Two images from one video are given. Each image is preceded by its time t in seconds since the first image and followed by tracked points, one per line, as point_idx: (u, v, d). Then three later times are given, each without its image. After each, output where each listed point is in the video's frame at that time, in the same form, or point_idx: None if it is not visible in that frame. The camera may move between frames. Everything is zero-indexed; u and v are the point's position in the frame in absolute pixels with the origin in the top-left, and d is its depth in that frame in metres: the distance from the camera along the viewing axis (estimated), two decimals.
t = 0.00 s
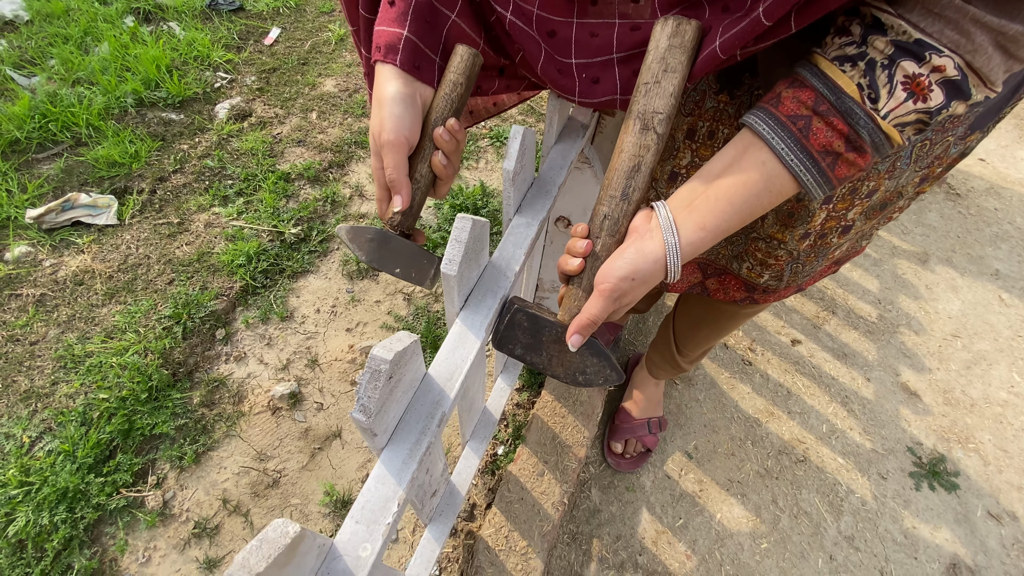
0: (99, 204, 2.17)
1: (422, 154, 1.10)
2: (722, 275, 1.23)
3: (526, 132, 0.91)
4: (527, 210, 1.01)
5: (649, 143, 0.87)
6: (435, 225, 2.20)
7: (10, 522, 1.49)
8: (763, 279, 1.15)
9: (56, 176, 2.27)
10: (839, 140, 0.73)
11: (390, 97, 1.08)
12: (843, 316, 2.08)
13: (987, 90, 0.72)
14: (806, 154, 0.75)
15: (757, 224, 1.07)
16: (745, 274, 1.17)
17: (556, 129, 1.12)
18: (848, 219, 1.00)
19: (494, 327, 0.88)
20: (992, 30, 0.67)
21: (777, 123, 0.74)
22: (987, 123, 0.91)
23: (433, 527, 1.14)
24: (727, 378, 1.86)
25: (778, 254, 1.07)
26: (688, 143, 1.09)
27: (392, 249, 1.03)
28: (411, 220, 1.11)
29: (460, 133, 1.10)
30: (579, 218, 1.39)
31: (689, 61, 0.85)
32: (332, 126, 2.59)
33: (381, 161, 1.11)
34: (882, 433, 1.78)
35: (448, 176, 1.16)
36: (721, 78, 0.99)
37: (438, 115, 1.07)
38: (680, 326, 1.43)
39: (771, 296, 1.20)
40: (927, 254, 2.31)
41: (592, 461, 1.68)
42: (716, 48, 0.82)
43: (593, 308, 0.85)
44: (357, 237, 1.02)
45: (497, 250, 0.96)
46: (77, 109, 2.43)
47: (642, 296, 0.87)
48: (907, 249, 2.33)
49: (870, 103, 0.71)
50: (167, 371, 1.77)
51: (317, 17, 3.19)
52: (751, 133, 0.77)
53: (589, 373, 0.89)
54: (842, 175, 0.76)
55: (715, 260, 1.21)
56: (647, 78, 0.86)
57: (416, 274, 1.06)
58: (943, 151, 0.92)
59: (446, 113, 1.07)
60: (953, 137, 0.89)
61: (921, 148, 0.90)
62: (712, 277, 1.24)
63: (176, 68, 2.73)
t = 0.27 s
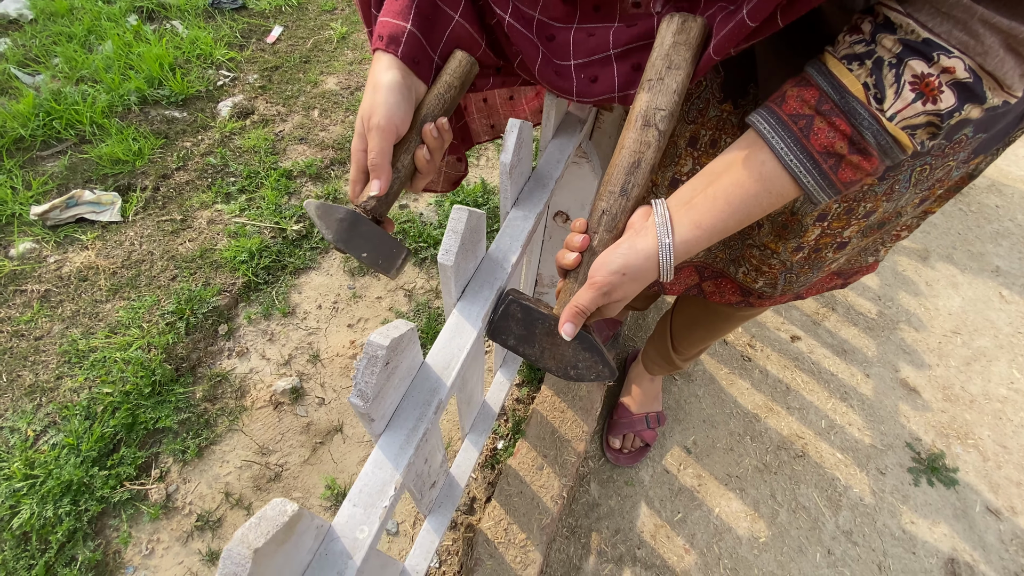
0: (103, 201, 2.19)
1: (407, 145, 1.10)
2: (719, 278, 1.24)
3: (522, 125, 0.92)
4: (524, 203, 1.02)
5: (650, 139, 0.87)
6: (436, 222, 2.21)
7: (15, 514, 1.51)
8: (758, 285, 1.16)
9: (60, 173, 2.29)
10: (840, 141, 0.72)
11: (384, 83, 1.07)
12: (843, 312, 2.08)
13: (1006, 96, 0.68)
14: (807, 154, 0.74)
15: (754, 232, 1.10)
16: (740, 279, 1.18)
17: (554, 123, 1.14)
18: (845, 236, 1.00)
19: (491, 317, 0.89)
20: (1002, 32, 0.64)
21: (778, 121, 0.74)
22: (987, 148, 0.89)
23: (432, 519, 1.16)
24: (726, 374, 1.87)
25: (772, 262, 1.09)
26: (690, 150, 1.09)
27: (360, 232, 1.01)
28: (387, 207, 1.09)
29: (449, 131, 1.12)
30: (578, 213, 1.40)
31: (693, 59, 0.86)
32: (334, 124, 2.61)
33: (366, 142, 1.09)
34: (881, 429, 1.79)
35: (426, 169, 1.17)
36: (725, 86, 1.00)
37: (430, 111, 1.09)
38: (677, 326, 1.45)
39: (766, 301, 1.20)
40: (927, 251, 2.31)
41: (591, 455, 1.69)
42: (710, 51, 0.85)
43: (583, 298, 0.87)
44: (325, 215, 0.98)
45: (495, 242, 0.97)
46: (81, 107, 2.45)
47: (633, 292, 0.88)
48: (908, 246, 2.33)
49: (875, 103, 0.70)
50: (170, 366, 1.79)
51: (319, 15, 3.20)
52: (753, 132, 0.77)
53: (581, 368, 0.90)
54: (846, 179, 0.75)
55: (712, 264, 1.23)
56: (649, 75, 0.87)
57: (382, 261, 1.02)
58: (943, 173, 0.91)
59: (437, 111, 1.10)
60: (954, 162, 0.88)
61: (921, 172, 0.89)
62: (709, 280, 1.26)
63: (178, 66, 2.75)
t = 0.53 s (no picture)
0: (108, 196, 2.20)
1: (399, 141, 1.11)
2: (717, 275, 1.26)
3: (523, 116, 0.93)
4: (524, 193, 1.03)
5: (651, 126, 0.89)
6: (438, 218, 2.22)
7: (21, 505, 1.53)
8: (754, 283, 1.16)
9: (65, 169, 2.31)
10: (838, 122, 0.73)
11: (377, 81, 1.10)
12: (844, 308, 2.08)
13: (1005, 80, 0.67)
14: (805, 136, 0.75)
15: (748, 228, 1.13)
16: (737, 276, 1.20)
17: (554, 115, 1.14)
18: (839, 236, 1.01)
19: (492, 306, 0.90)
20: (995, 14, 0.63)
21: (778, 102, 0.75)
22: (986, 149, 0.92)
23: (434, 508, 1.17)
24: (727, 369, 1.87)
25: (766, 261, 1.10)
26: (686, 146, 1.10)
27: (350, 224, 1.01)
28: (380, 201, 1.10)
29: (441, 127, 1.10)
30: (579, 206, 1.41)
31: (691, 51, 0.88)
32: (337, 121, 2.62)
33: (360, 139, 1.12)
34: (882, 424, 1.79)
35: (424, 166, 1.17)
36: (722, 84, 1.00)
37: (423, 106, 1.08)
38: (676, 321, 1.45)
39: (762, 300, 1.21)
40: (929, 247, 2.30)
41: (592, 449, 1.70)
42: (709, 46, 0.85)
43: (584, 277, 0.88)
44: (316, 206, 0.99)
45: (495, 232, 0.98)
46: (86, 104, 2.47)
47: (633, 272, 0.90)
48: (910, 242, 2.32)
49: (873, 84, 0.70)
50: (174, 359, 1.80)
51: (321, 13, 3.22)
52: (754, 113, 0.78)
53: (582, 349, 0.90)
54: (845, 161, 0.76)
55: (710, 260, 1.26)
56: (651, 66, 0.89)
57: (371, 253, 1.03)
58: (940, 175, 0.93)
59: (430, 106, 1.08)
60: (950, 163, 0.91)
61: (916, 173, 0.92)
62: (706, 277, 1.28)
63: (183, 64, 2.76)
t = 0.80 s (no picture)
0: (111, 195, 2.22)
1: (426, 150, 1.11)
2: (717, 274, 1.27)
3: (524, 114, 0.93)
4: (525, 191, 1.03)
5: (649, 122, 0.89)
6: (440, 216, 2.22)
7: (25, 501, 1.54)
8: (754, 282, 1.16)
9: (69, 168, 2.32)
10: (837, 117, 0.73)
11: (392, 97, 1.10)
12: (846, 307, 2.08)
13: (1000, 73, 0.67)
14: (804, 130, 0.75)
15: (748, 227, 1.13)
16: (737, 274, 1.20)
17: (555, 113, 1.15)
18: (837, 234, 1.01)
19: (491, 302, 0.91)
20: (990, 10, 0.62)
21: (777, 97, 0.75)
22: (984, 148, 0.92)
23: (435, 505, 1.18)
24: (728, 368, 1.88)
25: (766, 259, 1.10)
26: (686, 145, 1.11)
27: (401, 241, 1.02)
28: (420, 214, 1.09)
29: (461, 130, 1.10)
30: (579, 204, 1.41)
31: (690, 48, 0.88)
32: (339, 120, 2.63)
33: (388, 157, 1.11)
34: (883, 423, 1.79)
35: (453, 169, 1.16)
36: (722, 83, 1.00)
37: (437, 110, 1.08)
38: (676, 320, 1.45)
39: (763, 298, 1.20)
40: (931, 247, 2.30)
41: (592, 447, 1.70)
42: (705, 46, 0.86)
43: (584, 272, 0.89)
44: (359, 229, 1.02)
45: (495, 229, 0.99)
46: (90, 103, 2.48)
47: (633, 266, 0.90)
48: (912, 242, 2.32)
49: (872, 78, 0.70)
50: (177, 357, 1.81)
51: (324, 13, 3.23)
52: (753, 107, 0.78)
53: (581, 343, 0.90)
54: (844, 155, 0.76)
55: (711, 259, 1.26)
56: (650, 61, 0.89)
57: (427, 263, 0.98)
58: (938, 173, 0.93)
59: (446, 109, 1.08)
60: (948, 161, 0.91)
61: (914, 171, 0.92)
62: (706, 275, 1.29)
63: (186, 63, 2.77)
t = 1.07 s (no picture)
0: (114, 197, 2.23)
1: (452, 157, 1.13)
2: (716, 277, 1.27)
3: (525, 119, 0.94)
4: (526, 196, 1.04)
5: (643, 125, 0.89)
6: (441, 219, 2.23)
7: (27, 502, 1.54)
8: (753, 286, 1.17)
9: (72, 170, 2.33)
10: (828, 121, 0.74)
11: (395, 106, 1.11)
12: (846, 310, 2.08)
13: (988, 82, 0.69)
14: (796, 134, 0.76)
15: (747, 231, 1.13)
16: (736, 278, 1.20)
17: (556, 119, 1.15)
18: (836, 238, 1.02)
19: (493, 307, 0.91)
20: (982, 20, 0.65)
21: (771, 101, 0.76)
22: (981, 153, 0.93)
23: (435, 507, 1.18)
24: (728, 370, 1.88)
25: (765, 263, 1.10)
26: (685, 148, 1.12)
27: (410, 245, 1.01)
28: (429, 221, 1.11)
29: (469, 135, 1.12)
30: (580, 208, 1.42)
31: (674, 47, 0.88)
32: (341, 123, 2.64)
33: (394, 167, 1.14)
34: (883, 426, 1.79)
35: (459, 170, 1.17)
36: (719, 87, 1.00)
37: (443, 115, 1.08)
38: (676, 322, 1.46)
39: (762, 302, 1.21)
40: (932, 250, 2.30)
41: (593, 449, 1.70)
42: (693, 48, 0.86)
43: (585, 276, 0.89)
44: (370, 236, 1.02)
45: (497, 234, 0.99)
46: (94, 105, 2.49)
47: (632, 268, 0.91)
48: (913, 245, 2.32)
49: (863, 84, 0.71)
50: (179, 359, 1.82)
51: (327, 15, 3.24)
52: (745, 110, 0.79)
53: (588, 347, 0.91)
54: (834, 159, 0.77)
55: (710, 262, 1.27)
56: (635, 64, 0.88)
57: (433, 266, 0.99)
58: (936, 178, 0.94)
59: (450, 112, 1.09)
60: (946, 166, 0.92)
61: (911, 175, 0.93)
62: (706, 278, 1.29)
63: (189, 66, 2.78)
